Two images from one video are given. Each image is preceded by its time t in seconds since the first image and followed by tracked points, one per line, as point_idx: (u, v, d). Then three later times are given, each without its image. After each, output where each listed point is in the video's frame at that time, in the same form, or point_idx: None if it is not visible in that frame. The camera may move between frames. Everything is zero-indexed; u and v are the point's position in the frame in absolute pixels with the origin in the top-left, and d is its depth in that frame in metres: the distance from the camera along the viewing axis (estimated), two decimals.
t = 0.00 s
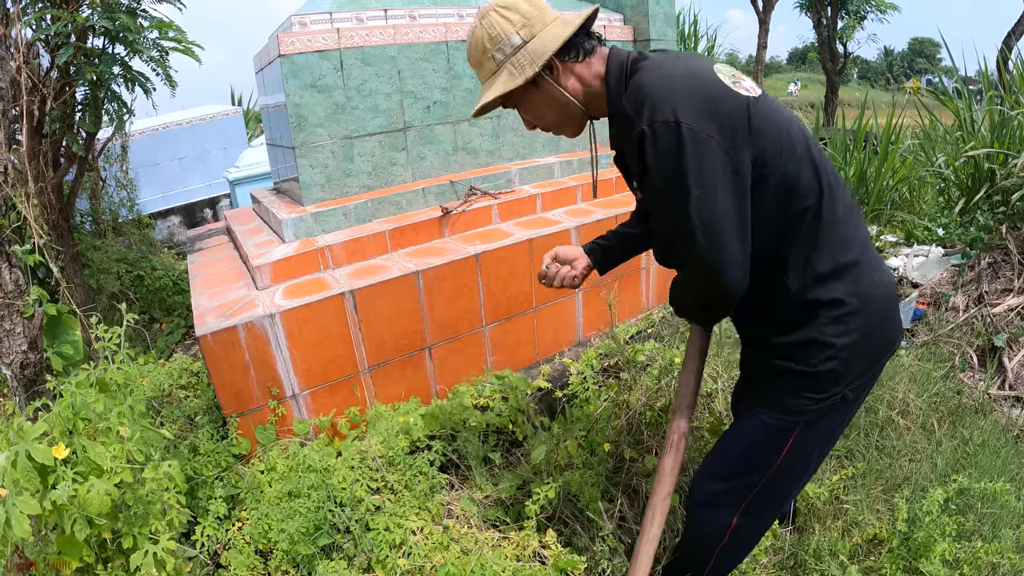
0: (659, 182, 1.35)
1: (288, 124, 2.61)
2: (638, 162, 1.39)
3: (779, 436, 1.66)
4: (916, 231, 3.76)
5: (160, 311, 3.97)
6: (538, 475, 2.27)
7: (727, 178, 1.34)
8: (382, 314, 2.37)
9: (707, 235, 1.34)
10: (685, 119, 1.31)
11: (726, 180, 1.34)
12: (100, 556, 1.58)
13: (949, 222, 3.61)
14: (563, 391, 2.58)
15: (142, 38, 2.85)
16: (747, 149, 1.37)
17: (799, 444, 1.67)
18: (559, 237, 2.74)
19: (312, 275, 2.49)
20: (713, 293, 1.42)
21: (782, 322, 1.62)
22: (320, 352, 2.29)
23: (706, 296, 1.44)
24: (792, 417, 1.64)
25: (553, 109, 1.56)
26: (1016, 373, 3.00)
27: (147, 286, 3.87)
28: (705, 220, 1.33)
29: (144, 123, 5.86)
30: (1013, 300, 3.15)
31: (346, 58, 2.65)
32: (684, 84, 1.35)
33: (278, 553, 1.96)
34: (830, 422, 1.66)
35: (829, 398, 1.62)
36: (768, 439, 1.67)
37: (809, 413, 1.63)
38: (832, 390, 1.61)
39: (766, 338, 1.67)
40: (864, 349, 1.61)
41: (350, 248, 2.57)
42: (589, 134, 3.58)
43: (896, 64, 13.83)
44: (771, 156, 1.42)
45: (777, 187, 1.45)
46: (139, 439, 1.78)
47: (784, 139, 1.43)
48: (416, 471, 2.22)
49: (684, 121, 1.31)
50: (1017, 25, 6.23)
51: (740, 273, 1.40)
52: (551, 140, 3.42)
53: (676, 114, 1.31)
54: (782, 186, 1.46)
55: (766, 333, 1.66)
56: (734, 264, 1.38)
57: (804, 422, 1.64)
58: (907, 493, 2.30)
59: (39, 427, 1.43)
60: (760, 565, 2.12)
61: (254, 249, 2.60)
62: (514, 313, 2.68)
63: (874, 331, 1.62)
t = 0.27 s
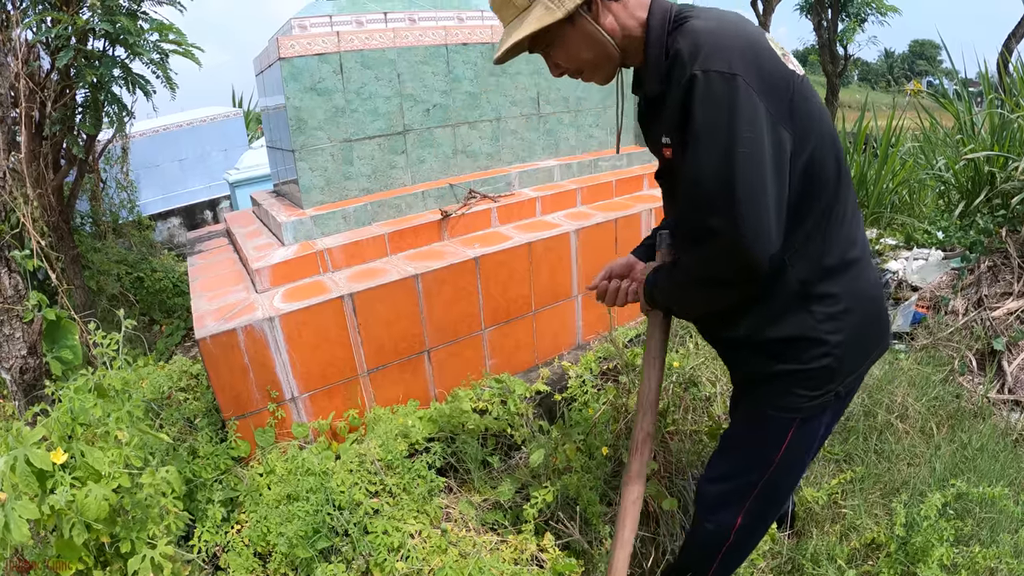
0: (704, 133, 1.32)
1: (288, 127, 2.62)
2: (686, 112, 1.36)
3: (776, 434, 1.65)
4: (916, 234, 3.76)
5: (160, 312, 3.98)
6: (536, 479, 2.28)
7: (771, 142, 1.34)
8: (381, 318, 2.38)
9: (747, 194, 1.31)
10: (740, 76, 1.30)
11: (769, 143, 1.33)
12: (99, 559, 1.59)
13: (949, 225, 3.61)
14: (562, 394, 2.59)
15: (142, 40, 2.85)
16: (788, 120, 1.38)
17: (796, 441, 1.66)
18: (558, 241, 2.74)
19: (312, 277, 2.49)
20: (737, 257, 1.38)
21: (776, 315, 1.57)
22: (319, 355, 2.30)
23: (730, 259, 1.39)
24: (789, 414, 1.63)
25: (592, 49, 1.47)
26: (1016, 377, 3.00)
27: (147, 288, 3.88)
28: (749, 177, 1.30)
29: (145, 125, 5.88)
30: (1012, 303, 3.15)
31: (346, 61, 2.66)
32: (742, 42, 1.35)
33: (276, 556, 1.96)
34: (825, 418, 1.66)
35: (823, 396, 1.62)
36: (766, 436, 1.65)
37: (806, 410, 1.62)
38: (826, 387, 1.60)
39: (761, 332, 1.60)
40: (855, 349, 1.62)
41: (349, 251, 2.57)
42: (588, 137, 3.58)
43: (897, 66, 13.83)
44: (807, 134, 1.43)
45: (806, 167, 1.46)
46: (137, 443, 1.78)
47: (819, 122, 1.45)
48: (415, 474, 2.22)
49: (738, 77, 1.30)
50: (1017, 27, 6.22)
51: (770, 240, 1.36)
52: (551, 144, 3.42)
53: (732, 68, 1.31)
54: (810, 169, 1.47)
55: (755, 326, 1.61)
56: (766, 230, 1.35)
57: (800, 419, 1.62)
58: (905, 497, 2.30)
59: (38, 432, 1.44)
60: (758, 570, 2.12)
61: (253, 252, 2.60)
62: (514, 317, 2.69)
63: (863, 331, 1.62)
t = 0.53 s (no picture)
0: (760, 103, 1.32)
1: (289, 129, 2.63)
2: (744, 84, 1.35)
3: (779, 435, 1.64)
4: (915, 236, 3.76)
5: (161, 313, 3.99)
6: (536, 480, 2.29)
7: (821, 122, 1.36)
8: (382, 319, 2.38)
9: (807, 167, 1.31)
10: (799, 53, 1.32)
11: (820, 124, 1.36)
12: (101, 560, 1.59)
13: (948, 227, 3.62)
14: (562, 396, 2.60)
15: (144, 42, 2.86)
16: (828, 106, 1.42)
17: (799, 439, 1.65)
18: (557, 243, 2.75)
19: (313, 279, 2.50)
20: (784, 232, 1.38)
21: (779, 309, 1.57)
22: (320, 356, 2.30)
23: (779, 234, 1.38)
24: (791, 412, 1.62)
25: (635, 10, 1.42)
26: (1015, 378, 3.00)
27: (147, 289, 3.89)
28: (809, 151, 1.31)
29: (145, 126, 5.89)
30: (1012, 304, 3.16)
31: (346, 63, 2.66)
32: (795, 23, 1.37)
33: (277, 557, 1.97)
34: (826, 417, 1.66)
35: (824, 394, 1.61)
36: (768, 434, 1.65)
37: (808, 408, 1.61)
38: (827, 386, 1.60)
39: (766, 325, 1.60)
40: (854, 349, 1.63)
41: (350, 253, 2.58)
42: (589, 138, 3.59)
43: (897, 66, 13.85)
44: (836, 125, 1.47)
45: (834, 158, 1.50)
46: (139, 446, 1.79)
47: (843, 116, 1.50)
48: (415, 476, 2.23)
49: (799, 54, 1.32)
50: (1017, 28, 6.23)
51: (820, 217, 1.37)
52: (551, 145, 3.43)
53: (792, 45, 1.32)
54: (835, 159, 1.50)
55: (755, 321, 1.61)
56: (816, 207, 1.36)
57: (801, 417, 1.62)
58: (904, 498, 2.31)
59: (41, 434, 1.44)
60: (757, 571, 2.12)
61: (254, 253, 2.61)
62: (514, 319, 2.69)
63: (861, 331, 1.63)
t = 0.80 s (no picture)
0: (823, 57, 1.19)
1: (291, 131, 2.63)
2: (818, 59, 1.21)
3: (782, 428, 1.63)
4: (915, 237, 3.78)
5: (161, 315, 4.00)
6: (537, 482, 2.29)
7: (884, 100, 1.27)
8: (384, 321, 2.39)
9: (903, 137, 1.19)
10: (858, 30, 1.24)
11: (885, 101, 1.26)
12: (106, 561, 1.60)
13: (948, 228, 3.63)
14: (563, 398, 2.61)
15: (146, 44, 2.87)
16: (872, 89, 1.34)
17: (802, 431, 1.64)
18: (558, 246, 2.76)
19: (314, 281, 2.50)
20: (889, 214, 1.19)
21: (794, 301, 1.53)
22: (321, 358, 2.31)
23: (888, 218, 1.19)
24: (797, 403, 1.60)
25: None
26: (1015, 379, 3.01)
27: (148, 291, 3.90)
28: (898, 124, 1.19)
29: (146, 127, 5.90)
30: (1012, 306, 3.17)
31: (348, 65, 2.67)
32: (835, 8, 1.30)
33: (279, 558, 1.97)
34: (829, 408, 1.64)
35: (830, 385, 1.59)
36: (772, 427, 1.63)
37: (814, 399, 1.59)
38: (833, 375, 1.58)
39: (779, 317, 1.56)
40: (858, 339, 1.61)
41: (351, 255, 2.59)
42: (589, 141, 3.60)
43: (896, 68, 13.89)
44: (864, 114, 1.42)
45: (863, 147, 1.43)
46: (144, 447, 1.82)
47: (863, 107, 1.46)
48: (417, 477, 2.24)
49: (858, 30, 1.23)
50: (1016, 31, 6.24)
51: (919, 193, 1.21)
52: (551, 148, 3.44)
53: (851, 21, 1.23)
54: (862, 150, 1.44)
55: (758, 313, 1.60)
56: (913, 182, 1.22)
57: (806, 408, 1.60)
58: (904, 499, 2.32)
59: (46, 435, 1.44)
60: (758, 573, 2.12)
61: (256, 255, 2.62)
62: (514, 321, 2.70)
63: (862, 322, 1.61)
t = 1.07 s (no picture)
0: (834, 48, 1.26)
1: (291, 136, 2.64)
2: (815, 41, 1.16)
3: (781, 426, 1.62)
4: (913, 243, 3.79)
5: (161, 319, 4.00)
6: (536, 487, 2.29)
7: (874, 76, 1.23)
8: (383, 326, 2.39)
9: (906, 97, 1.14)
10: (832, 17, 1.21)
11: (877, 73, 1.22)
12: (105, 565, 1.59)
13: (947, 234, 3.64)
14: (562, 403, 2.61)
15: (146, 48, 2.88)
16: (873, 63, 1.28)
17: (802, 427, 1.63)
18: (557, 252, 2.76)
19: (314, 286, 2.51)
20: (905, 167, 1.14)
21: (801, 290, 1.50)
22: (320, 363, 2.31)
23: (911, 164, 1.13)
24: (801, 400, 1.59)
25: None
26: (1014, 385, 3.01)
27: (148, 295, 3.90)
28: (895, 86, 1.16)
29: (147, 131, 5.92)
30: (1011, 311, 3.16)
31: (348, 71, 2.68)
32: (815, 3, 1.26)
33: (278, 563, 1.97)
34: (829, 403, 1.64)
35: (831, 381, 1.59)
36: (775, 425, 1.62)
37: (816, 395, 1.58)
38: (833, 372, 1.58)
39: (796, 312, 1.53)
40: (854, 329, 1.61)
41: (351, 260, 2.59)
42: (589, 146, 3.61)
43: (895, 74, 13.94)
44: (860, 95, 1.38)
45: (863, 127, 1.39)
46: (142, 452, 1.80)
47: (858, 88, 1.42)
48: (416, 483, 2.24)
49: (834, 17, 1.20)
50: (1014, 36, 6.27)
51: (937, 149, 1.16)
52: (551, 153, 3.45)
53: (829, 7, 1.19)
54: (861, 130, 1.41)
55: (770, 309, 1.57)
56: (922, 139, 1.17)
57: (807, 405, 1.59)
58: (903, 505, 2.32)
59: (47, 438, 1.45)
60: None
61: (256, 260, 2.62)
62: (513, 326, 2.70)
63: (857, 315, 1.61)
